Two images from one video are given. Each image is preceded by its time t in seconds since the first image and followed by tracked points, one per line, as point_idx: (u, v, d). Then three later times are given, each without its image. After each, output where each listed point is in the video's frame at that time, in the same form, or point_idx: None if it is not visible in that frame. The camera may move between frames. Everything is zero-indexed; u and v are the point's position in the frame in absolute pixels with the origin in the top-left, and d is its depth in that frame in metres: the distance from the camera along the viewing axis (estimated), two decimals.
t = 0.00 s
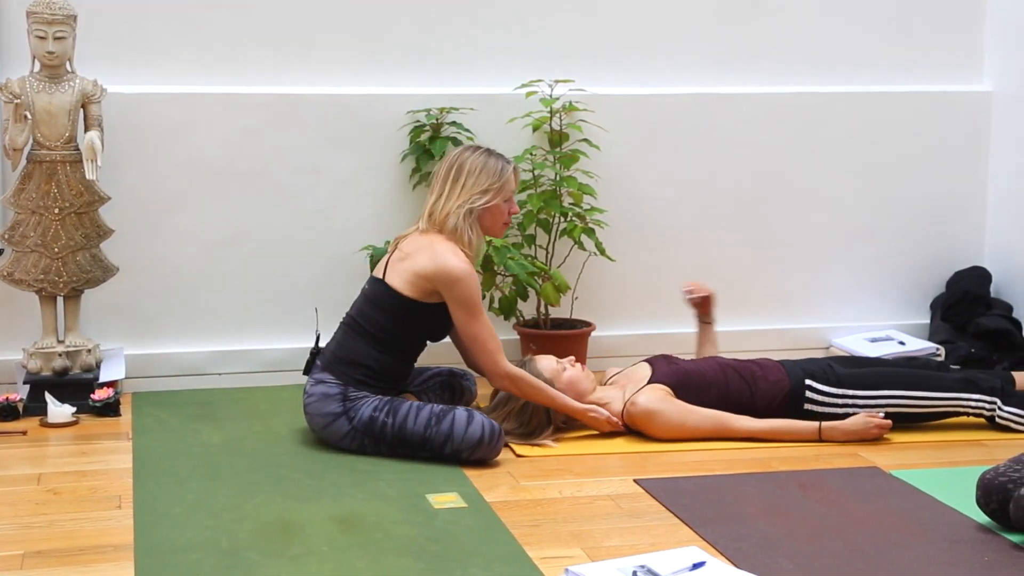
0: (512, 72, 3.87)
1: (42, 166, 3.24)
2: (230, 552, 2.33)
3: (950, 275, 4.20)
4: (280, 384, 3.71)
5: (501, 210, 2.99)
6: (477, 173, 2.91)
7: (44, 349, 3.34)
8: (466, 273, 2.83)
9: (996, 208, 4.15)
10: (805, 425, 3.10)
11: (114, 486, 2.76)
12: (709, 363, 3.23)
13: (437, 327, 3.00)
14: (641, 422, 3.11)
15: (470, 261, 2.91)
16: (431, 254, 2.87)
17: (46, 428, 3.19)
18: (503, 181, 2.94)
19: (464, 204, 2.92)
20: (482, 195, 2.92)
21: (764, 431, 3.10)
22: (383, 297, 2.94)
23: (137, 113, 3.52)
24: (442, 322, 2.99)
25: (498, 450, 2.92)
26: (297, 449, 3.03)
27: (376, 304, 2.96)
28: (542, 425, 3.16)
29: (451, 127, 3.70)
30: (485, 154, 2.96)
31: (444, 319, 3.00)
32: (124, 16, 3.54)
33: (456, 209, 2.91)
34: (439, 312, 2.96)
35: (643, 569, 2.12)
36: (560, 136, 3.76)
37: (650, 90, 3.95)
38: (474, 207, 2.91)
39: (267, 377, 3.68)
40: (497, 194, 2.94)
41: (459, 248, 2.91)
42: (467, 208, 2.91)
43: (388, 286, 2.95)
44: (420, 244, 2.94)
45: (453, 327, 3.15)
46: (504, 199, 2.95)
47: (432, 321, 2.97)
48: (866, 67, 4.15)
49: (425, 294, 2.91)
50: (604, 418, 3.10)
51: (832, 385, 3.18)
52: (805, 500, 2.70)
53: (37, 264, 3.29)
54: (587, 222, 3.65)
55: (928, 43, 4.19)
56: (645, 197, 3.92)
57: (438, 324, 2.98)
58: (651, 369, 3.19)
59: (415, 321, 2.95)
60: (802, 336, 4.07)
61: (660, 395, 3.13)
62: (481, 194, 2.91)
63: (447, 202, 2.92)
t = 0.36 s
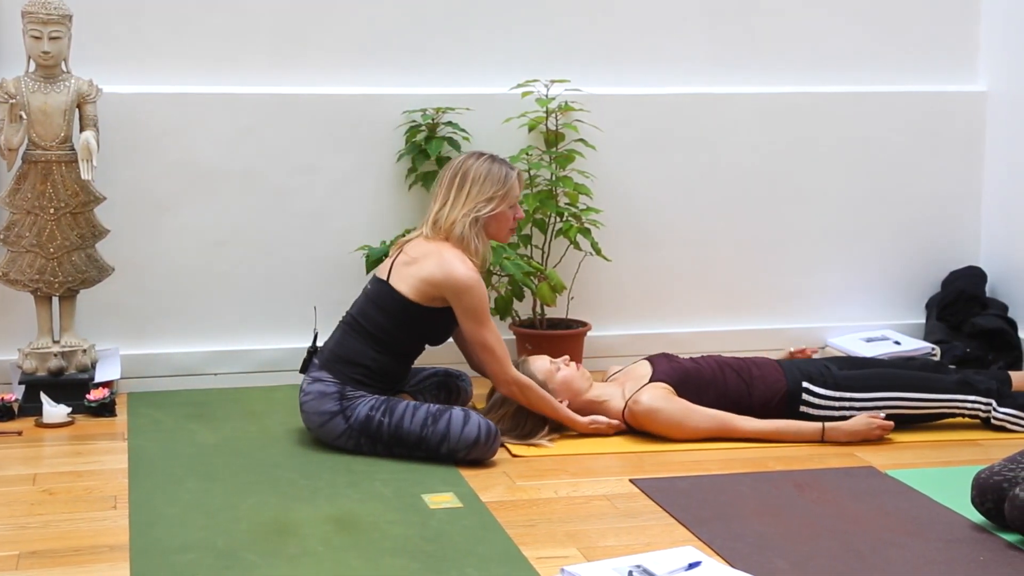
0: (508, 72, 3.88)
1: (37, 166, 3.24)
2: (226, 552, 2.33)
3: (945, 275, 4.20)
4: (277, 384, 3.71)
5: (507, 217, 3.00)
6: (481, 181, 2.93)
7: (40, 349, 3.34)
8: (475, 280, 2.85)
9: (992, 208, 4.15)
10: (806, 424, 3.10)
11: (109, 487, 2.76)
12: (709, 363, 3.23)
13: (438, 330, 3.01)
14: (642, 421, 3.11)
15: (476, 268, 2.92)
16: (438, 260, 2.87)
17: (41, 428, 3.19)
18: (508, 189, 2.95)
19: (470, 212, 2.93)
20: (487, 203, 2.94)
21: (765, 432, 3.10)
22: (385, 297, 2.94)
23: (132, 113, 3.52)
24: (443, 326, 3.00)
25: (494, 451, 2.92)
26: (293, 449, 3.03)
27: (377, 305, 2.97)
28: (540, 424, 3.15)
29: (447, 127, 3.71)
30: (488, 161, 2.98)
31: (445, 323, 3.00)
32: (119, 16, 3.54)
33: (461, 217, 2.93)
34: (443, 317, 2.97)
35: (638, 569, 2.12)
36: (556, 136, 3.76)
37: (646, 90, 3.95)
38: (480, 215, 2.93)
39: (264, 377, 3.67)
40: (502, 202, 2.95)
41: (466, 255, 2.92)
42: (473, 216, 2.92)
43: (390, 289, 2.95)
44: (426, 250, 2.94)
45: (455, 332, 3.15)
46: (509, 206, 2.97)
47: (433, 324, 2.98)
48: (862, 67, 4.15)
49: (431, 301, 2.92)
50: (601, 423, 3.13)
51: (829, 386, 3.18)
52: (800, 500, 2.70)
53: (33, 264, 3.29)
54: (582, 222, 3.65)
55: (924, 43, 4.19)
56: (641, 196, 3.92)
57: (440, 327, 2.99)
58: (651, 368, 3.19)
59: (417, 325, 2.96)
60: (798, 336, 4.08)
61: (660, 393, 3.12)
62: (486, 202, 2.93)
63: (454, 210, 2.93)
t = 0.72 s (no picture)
0: (500, 72, 3.88)
1: (30, 166, 3.23)
2: (219, 552, 2.33)
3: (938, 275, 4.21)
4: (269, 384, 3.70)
5: (511, 226, 3.00)
6: (486, 191, 2.93)
7: (32, 350, 3.33)
8: (475, 288, 2.86)
9: (984, 208, 4.16)
10: (802, 424, 3.11)
11: (102, 487, 2.75)
12: (702, 360, 3.23)
13: (435, 336, 3.01)
14: (638, 420, 3.11)
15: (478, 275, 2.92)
16: (441, 267, 2.87)
17: (33, 428, 3.18)
18: (512, 198, 2.95)
19: (474, 221, 2.93)
20: (492, 212, 2.94)
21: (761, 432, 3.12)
22: (383, 299, 2.94)
23: (125, 113, 3.51)
24: (440, 332, 3.00)
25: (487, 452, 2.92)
26: (285, 450, 3.02)
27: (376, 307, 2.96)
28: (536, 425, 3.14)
29: (440, 127, 3.71)
30: (494, 169, 2.97)
31: (443, 328, 3.00)
32: (111, 16, 3.53)
33: (465, 225, 2.93)
34: (442, 322, 2.97)
35: (632, 569, 2.12)
36: (548, 136, 3.76)
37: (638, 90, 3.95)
38: (484, 224, 2.93)
39: (257, 377, 3.67)
40: (506, 211, 2.95)
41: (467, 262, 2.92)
42: (478, 224, 2.92)
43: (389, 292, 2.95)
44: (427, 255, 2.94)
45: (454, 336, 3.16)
46: (513, 215, 2.97)
47: (430, 330, 2.97)
48: (855, 68, 4.16)
49: (431, 305, 2.92)
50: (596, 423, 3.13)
51: (822, 385, 3.19)
52: (793, 499, 2.71)
53: (25, 265, 3.28)
54: (575, 221, 3.65)
55: (916, 43, 4.20)
56: (634, 197, 3.93)
57: (438, 333, 2.99)
58: (645, 366, 3.19)
59: (415, 329, 2.95)
60: (791, 336, 4.08)
61: (656, 392, 3.12)
62: (491, 211, 2.92)
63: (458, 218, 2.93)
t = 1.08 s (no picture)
0: (489, 72, 3.88)
1: (17, 166, 3.23)
2: (207, 553, 2.33)
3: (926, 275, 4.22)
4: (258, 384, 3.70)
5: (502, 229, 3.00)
6: (478, 193, 2.93)
7: (20, 350, 3.32)
8: (466, 289, 2.86)
9: (972, 208, 4.17)
10: (789, 424, 3.11)
11: (89, 488, 2.74)
12: (692, 364, 3.25)
13: (425, 337, 3.01)
14: (623, 420, 3.11)
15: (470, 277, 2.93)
16: (432, 267, 2.88)
17: (20, 429, 3.17)
18: (504, 202, 2.95)
19: (466, 223, 2.93)
20: (483, 215, 2.94)
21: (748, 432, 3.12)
22: (374, 299, 2.94)
23: (113, 113, 3.50)
24: (430, 332, 3.00)
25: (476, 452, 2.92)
26: (274, 450, 3.02)
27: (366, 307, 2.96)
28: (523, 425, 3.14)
29: (428, 127, 3.71)
30: (485, 173, 2.98)
31: (434, 329, 3.00)
32: (99, 16, 3.53)
33: (456, 227, 2.93)
34: (433, 323, 2.97)
35: (620, 569, 2.12)
36: (537, 136, 3.76)
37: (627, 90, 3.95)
38: (476, 226, 2.93)
39: (246, 377, 3.66)
40: (498, 215, 2.95)
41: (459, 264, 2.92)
42: (470, 226, 2.93)
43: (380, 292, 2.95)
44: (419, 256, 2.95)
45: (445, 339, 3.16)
46: (505, 218, 2.97)
47: (421, 330, 2.98)
48: (843, 68, 4.17)
49: (422, 307, 2.93)
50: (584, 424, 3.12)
51: (811, 386, 3.19)
52: (781, 499, 2.71)
53: (13, 265, 3.27)
54: (564, 221, 3.65)
55: (905, 43, 4.21)
56: (623, 196, 3.93)
57: (428, 333, 2.99)
58: (633, 368, 3.21)
59: (405, 329, 2.95)
60: (780, 336, 4.09)
61: (643, 393, 3.13)
62: (482, 214, 2.93)
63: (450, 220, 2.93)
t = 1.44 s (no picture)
0: (475, 72, 3.88)
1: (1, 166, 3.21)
2: (192, 553, 2.32)
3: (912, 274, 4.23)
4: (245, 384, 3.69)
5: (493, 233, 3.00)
6: (469, 197, 2.94)
7: (4, 351, 3.31)
8: (455, 291, 2.86)
9: (958, 207, 4.18)
10: (774, 424, 3.12)
11: (74, 489, 2.74)
12: (678, 364, 3.26)
13: (413, 339, 3.00)
14: (608, 420, 3.11)
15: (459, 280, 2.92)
16: (423, 268, 2.88)
17: (5, 430, 3.16)
18: (494, 206, 2.95)
19: (456, 226, 2.93)
20: (474, 218, 2.94)
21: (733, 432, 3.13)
22: (363, 300, 2.94)
23: (98, 113, 3.50)
24: (418, 334, 3.00)
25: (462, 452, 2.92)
26: (260, 451, 3.01)
27: (356, 307, 2.96)
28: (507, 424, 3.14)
29: (414, 127, 3.71)
30: (476, 177, 2.98)
31: (422, 331, 3.00)
32: (84, 16, 3.52)
33: (447, 230, 2.93)
34: (422, 325, 2.97)
35: (606, 569, 2.12)
36: (524, 136, 3.77)
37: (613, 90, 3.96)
38: (467, 229, 2.93)
39: (233, 378, 3.66)
40: (489, 219, 2.96)
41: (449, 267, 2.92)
42: (460, 229, 2.93)
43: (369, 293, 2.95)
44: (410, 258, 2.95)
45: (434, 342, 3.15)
46: (495, 222, 2.97)
47: (409, 331, 2.97)
48: (829, 67, 4.18)
49: (412, 308, 2.92)
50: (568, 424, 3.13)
51: (796, 385, 3.19)
52: (768, 498, 2.71)
53: None
54: (551, 221, 3.66)
55: (890, 43, 4.22)
56: (609, 196, 3.93)
57: (416, 335, 2.99)
58: (619, 368, 3.21)
59: (394, 330, 2.95)
60: (767, 335, 4.09)
61: (628, 393, 3.14)
62: (473, 217, 2.93)
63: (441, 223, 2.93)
